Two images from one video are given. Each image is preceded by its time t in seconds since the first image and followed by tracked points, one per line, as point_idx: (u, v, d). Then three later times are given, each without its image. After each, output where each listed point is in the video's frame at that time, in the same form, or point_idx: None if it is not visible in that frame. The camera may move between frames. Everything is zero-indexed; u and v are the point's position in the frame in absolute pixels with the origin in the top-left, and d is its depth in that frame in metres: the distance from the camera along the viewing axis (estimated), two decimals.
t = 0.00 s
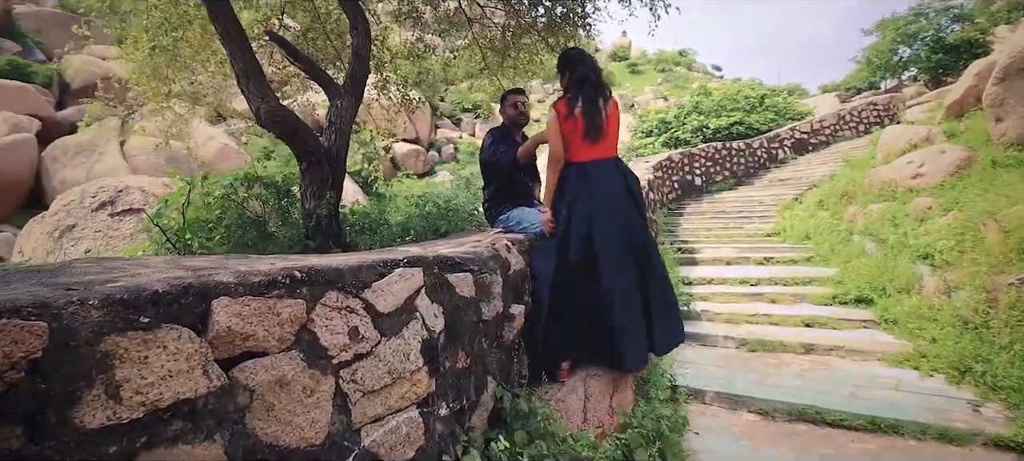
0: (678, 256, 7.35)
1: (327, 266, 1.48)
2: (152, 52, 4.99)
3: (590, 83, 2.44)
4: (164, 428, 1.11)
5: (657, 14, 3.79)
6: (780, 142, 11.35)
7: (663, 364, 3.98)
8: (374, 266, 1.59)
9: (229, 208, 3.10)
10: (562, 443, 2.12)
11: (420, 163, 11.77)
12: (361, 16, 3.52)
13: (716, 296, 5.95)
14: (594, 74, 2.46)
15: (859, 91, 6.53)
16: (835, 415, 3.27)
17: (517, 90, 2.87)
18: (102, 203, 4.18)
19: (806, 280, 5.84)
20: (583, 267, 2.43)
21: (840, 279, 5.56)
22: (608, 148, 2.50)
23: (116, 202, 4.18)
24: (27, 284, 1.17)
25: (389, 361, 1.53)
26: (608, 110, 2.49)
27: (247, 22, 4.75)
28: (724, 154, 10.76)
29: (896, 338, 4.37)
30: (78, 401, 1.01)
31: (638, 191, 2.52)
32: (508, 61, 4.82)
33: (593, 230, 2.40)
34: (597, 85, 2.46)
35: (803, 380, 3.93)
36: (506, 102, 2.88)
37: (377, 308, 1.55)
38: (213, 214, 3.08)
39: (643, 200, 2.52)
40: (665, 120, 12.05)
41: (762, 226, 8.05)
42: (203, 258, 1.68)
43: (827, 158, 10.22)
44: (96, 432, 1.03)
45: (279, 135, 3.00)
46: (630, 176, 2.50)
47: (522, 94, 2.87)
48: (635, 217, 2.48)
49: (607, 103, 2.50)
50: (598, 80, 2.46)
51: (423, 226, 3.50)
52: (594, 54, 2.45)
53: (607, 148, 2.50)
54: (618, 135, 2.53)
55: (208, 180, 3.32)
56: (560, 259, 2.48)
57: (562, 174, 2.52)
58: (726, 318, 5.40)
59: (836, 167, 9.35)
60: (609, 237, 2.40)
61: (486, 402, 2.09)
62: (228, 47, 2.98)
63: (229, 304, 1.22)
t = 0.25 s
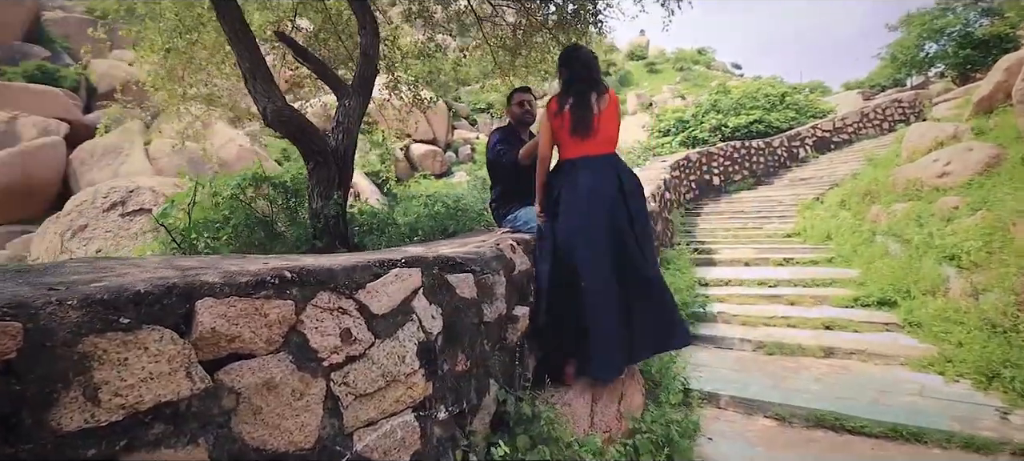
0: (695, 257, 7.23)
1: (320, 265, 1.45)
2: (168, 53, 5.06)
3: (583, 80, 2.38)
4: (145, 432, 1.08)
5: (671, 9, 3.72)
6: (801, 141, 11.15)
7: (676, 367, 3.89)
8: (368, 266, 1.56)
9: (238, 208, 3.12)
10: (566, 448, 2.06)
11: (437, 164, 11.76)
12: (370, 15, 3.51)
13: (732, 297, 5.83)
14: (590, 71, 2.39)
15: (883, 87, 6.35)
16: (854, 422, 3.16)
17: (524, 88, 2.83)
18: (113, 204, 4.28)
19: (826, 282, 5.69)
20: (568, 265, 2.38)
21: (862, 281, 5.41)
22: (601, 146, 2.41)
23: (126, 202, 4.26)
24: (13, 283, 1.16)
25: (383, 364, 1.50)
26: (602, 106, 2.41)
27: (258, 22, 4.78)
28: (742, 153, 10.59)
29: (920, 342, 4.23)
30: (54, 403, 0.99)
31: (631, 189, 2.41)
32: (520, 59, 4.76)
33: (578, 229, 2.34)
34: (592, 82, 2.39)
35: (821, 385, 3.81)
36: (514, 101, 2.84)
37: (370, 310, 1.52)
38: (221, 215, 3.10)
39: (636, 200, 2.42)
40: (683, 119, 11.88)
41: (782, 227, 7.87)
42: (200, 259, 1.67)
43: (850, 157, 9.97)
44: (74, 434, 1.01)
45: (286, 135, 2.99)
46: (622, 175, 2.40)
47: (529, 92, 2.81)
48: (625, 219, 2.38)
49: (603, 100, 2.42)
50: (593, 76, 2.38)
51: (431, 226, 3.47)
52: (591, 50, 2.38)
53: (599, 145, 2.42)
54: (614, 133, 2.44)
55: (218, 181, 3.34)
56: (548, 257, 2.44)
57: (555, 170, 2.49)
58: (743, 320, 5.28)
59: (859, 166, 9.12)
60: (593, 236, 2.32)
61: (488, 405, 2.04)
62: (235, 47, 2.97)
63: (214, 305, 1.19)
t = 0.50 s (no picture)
0: (712, 258, 7.09)
1: (311, 264, 1.42)
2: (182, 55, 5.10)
3: (582, 73, 2.36)
4: (124, 434, 1.06)
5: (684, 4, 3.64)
6: (822, 139, 10.91)
7: (689, 370, 3.79)
8: (362, 266, 1.53)
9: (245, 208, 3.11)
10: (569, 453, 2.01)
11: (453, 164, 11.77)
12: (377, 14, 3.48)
13: (749, 299, 5.70)
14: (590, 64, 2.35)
15: (908, 84, 6.16)
16: (874, 428, 3.04)
17: (530, 86, 2.79)
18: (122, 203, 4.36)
19: (847, 283, 5.54)
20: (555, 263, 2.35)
21: (885, 283, 5.25)
22: (595, 141, 2.37)
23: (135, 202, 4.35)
24: None
25: (375, 365, 1.46)
26: (600, 101, 2.37)
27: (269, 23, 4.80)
28: (761, 152, 10.40)
29: (945, 346, 4.08)
30: (29, 404, 0.97)
31: (624, 188, 2.35)
32: (533, 58, 4.71)
33: (565, 224, 2.29)
34: (590, 75, 2.36)
35: (840, 389, 3.70)
36: (519, 100, 2.80)
37: (363, 310, 1.48)
38: (228, 214, 3.09)
39: (630, 198, 2.35)
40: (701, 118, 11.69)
41: (802, 227, 7.71)
42: (194, 257, 1.65)
43: (873, 155, 9.73)
44: (49, 436, 0.99)
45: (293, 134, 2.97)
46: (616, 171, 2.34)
47: (536, 90, 2.78)
48: (616, 216, 2.31)
49: (602, 95, 2.38)
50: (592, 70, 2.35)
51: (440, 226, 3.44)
52: (591, 43, 2.35)
53: (593, 140, 2.37)
54: (611, 129, 2.39)
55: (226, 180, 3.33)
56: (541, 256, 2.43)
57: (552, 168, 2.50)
58: (760, 322, 5.16)
59: (882, 164, 8.89)
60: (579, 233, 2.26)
61: (490, 408, 2.00)
62: (242, 47, 2.97)
63: (196, 304, 1.17)
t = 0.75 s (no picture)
0: (728, 259, 6.96)
1: (300, 264, 1.39)
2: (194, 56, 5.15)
3: (579, 71, 2.35)
4: (100, 437, 1.03)
5: None
6: (842, 138, 10.68)
7: (701, 373, 3.70)
8: (354, 265, 1.49)
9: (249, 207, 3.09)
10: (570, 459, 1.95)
11: (467, 165, 11.75)
12: (384, 13, 3.46)
13: (765, 301, 5.58)
14: (587, 63, 2.35)
15: (932, 81, 5.98)
16: (893, 435, 2.93)
17: (537, 85, 2.72)
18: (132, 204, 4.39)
19: (868, 285, 5.39)
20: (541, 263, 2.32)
21: (906, 285, 5.10)
22: (587, 140, 2.34)
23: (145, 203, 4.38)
24: None
25: (366, 368, 1.42)
26: (596, 101, 2.34)
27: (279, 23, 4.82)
28: (780, 151, 10.21)
29: (969, 351, 3.93)
30: None
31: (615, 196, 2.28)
32: (543, 56, 4.66)
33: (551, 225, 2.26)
34: (587, 74, 2.35)
35: (858, 395, 3.58)
36: (525, 97, 2.74)
37: (354, 311, 1.44)
38: (232, 212, 3.07)
39: (622, 201, 2.28)
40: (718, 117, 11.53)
41: (821, 227, 7.54)
42: (187, 256, 1.63)
43: (896, 154, 9.50)
44: (22, 439, 0.97)
45: (297, 133, 2.95)
46: (607, 172, 2.29)
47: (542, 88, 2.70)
48: (604, 218, 2.26)
49: (599, 94, 2.35)
50: (588, 69, 2.34)
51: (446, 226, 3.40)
52: (591, 41, 2.33)
53: (585, 139, 2.35)
54: (605, 129, 2.35)
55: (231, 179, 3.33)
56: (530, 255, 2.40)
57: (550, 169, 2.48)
58: (776, 325, 5.04)
59: (905, 163, 8.67)
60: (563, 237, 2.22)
61: (490, 412, 1.95)
62: (247, 47, 2.96)
63: (177, 305, 1.14)
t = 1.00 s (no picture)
0: (742, 260, 6.83)
1: (286, 266, 1.36)
2: (203, 56, 5.17)
3: (573, 70, 2.30)
4: (72, 445, 1.01)
5: None
6: (860, 137, 10.47)
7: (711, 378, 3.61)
8: (343, 268, 1.45)
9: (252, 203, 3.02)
10: None
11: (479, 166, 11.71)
12: (389, 13, 3.44)
13: (779, 303, 5.46)
14: (583, 61, 2.30)
15: (954, 78, 5.82)
16: (910, 443, 2.83)
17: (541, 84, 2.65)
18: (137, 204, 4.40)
19: (886, 287, 5.25)
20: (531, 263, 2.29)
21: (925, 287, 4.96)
22: (577, 141, 2.29)
23: (150, 203, 4.38)
24: None
25: (353, 373, 1.38)
26: (589, 99, 2.28)
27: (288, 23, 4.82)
28: (796, 150, 10.03)
29: (991, 355, 3.81)
30: None
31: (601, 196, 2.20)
32: (551, 55, 4.61)
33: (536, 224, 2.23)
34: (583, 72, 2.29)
35: (874, 401, 3.47)
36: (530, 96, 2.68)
37: (341, 315, 1.41)
38: (235, 211, 3.02)
39: (607, 205, 2.20)
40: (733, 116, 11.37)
41: (838, 228, 7.38)
42: (175, 259, 1.59)
43: (916, 153, 9.29)
44: None
45: (299, 134, 2.93)
46: (592, 174, 2.22)
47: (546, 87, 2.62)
48: (585, 221, 2.19)
49: (592, 93, 2.28)
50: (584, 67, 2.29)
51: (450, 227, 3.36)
52: (588, 38, 2.28)
53: (576, 139, 2.29)
54: (597, 129, 2.28)
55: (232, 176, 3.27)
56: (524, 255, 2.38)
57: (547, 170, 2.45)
58: (791, 328, 4.92)
59: (925, 162, 8.46)
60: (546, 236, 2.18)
61: (488, 418, 1.90)
62: (250, 47, 2.95)
63: (154, 309, 1.11)
